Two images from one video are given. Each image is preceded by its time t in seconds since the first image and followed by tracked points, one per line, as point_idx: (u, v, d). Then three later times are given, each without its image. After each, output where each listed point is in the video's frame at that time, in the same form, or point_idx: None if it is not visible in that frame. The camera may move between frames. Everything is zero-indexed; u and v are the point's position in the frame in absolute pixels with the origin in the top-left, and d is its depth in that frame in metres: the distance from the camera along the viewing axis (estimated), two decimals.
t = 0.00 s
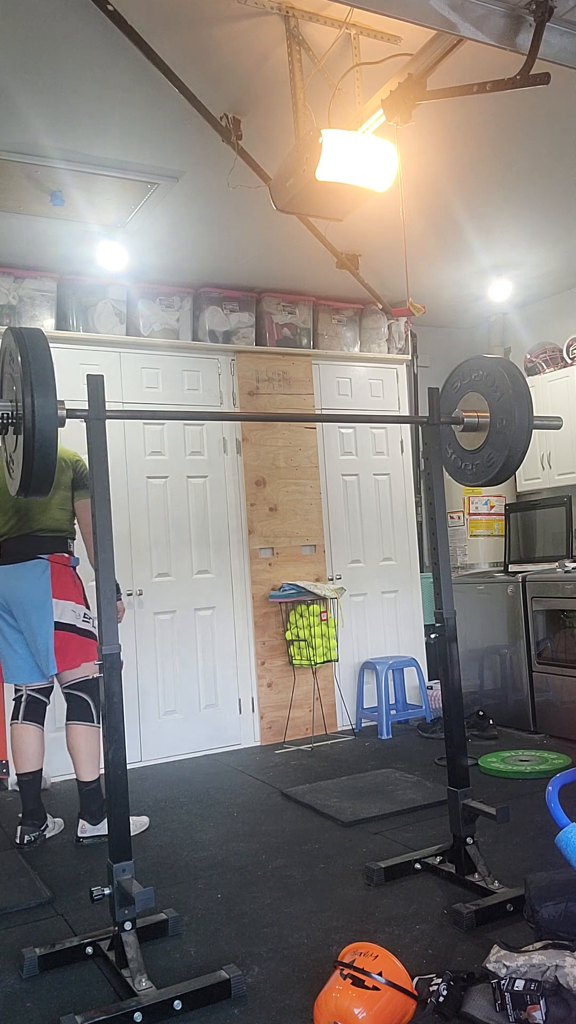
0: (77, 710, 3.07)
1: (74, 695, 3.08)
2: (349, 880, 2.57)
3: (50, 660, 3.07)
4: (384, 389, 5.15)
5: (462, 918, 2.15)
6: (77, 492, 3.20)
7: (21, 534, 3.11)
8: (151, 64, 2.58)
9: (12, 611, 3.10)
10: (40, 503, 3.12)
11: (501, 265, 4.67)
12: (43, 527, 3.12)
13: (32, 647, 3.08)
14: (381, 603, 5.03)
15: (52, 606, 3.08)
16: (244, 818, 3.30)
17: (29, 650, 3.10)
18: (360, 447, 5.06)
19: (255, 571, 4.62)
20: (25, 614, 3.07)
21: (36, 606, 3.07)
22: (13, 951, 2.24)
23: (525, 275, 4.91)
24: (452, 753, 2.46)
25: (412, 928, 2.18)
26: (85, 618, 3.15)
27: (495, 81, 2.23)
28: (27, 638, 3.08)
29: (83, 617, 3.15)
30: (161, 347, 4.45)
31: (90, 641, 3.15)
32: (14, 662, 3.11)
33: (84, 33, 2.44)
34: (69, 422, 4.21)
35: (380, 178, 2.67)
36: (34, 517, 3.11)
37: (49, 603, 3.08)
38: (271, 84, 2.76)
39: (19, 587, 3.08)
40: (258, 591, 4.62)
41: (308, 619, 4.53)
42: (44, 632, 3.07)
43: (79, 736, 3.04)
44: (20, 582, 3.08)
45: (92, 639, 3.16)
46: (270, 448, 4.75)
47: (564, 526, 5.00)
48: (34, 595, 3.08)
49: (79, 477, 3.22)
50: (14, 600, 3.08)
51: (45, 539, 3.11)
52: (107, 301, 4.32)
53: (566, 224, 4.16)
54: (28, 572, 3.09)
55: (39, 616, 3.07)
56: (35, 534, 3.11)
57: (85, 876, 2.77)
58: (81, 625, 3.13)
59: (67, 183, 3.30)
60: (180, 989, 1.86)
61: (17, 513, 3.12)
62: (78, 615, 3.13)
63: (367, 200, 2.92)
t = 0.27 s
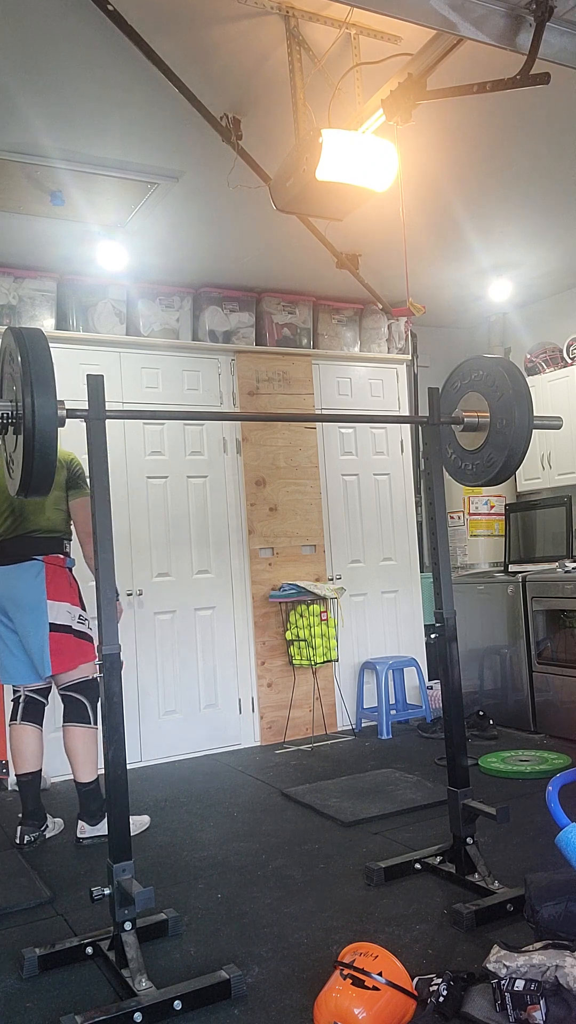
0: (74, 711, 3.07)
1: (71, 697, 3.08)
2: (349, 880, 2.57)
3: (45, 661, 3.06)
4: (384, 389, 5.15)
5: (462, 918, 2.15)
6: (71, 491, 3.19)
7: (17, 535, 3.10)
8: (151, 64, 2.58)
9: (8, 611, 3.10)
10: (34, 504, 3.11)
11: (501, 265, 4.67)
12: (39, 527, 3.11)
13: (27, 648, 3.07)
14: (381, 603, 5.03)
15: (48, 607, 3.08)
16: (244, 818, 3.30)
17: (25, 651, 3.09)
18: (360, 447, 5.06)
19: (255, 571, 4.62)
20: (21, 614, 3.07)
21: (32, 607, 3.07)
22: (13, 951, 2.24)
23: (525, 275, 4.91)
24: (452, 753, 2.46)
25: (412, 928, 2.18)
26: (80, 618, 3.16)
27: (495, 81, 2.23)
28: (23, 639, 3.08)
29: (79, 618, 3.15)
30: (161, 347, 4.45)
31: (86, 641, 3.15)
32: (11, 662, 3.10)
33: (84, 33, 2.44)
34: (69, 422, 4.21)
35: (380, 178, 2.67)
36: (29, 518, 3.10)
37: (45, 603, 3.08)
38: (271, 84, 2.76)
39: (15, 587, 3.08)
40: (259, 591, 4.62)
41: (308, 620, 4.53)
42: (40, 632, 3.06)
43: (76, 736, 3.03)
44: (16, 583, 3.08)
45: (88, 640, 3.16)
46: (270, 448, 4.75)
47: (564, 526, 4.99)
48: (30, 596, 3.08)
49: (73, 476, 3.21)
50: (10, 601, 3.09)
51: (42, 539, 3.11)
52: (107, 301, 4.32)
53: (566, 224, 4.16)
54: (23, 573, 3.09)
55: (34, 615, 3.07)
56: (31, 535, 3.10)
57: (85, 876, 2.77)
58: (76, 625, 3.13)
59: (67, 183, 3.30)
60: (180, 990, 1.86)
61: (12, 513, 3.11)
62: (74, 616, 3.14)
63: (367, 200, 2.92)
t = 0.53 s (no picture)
0: (76, 711, 3.07)
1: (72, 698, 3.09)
2: (349, 880, 2.57)
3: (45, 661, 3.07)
4: (384, 389, 5.15)
5: (462, 918, 2.15)
6: (70, 491, 3.19)
7: (16, 535, 3.11)
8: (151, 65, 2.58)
9: (6, 612, 3.11)
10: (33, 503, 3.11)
11: (501, 265, 4.68)
12: (37, 527, 3.11)
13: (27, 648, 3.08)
14: (380, 603, 5.03)
15: (46, 607, 3.10)
16: (244, 818, 3.30)
17: (25, 652, 3.10)
18: (360, 447, 5.06)
19: (255, 570, 4.63)
20: (19, 614, 3.08)
21: (30, 606, 3.08)
22: (13, 951, 2.24)
23: (525, 275, 4.91)
24: (452, 753, 2.47)
25: (412, 928, 2.19)
26: (79, 618, 3.18)
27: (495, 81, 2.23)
28: (23, 640, 3.08)
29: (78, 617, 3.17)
30: (161, 347, 4.46)
31: (85, 641, 3.16)
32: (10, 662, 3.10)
33: (84, 33, 2.44)
34: (69, 422, 4.22)
35: (380, 178, 2.67)
36: (28, 518, 3.11)
37: (44, 603, 3.10)
38: (271, 84, 2.76)
39: (13, 587, 3.09)
40: (258, 591, 4.63)
41: (308, 619, 4.53)
42: (38, 631, 3.07)
43: (76, 737, 3.03)
44: (14, 583, 3.09)
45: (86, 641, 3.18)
46: (270, 448, 4.75)
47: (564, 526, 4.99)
48: (30, 596, 3.09)
49: (73, 477, 3.20)
50: (8, 601, 3.10)
51: (41, 539, 3.11)
52: (107, 301, 4.32)
53: (566, 224, 4.17)
54: (22, 573, 3.10)
55: (33, 615, 3.08)
56: (30, 535, 3.10)
57: (85, 876, 2.77)
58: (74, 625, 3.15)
59: (67, 183, 3.31)
60: (180, 989, 1.87)
61: (11, 512, 3.11)
62: (74, 616, 3.16)
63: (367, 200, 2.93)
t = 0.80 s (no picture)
0: (78, 713, 3.06)
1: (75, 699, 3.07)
2: (349, 880, 2.57)
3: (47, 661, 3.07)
4: (384, 389, 5.15)
5: (462, 918, 2.15)
6: (73, 492, 3.16)
7: (19, 535, 3.13)
8: (151, 65, 2.58)
9: (10, 611, 3.12)
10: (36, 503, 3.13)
11: (501, 265, 4.67)
12: (40, 527, 3.13)
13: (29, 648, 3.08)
14: (381, 603, 5.03)
15: (48, 608, 3.08)
16: (244, 818, 3.30)
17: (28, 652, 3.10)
18: (360, 447, 5.06)
19: (255, 571, 4.63)
20: (22, 614, 3.09)
21: (32, 607, 3.08)
22: (13, 951, 2.24)
23: (525, 275, 4.91)
24: (452, 753, 2.47)
25: (412, 928, 2.18)
26: (81, 618, 3.15)
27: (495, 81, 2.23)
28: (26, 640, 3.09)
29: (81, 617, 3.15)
30: (160, 347, 4.45)
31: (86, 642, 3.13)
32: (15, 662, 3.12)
33: (84, 33, 2.44)
34: (69, 422, 4.22)
35: (381, 178, 2.67)
36: (30, 518, 3.13)
37: (45, 603, 3.09)
38: (272, 84, 2.76)
39: (17, 587, 3.10)
40: (258, 591, 4.62)
41: (308, 620, 4.53)
42: (40, 631, 3.07)
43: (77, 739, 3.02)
44: (18, 583, 3.10)
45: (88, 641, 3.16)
46: (270, 448, 4.75)
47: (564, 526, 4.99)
48: (32, 596, 3.09)
49: (76, 477, 3.18)
50: (12, 601, 3.11)
51: (44, 539, 3.13)
52: (107, 301, 4.32)
53: (566, 224, 4.16)
54: (25, 573, 3.10)
55: (35, 615, 3.07)
56: (33, 535, 3.13)
57: (85, 876, 2.77)
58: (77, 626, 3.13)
59: (67, 183, 3.30)
60: (180, 990, 1.87)
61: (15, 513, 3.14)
62: (75, 616, 3.13)
63: (367, 200, 2.93)
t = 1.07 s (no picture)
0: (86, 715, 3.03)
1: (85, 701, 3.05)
2: (349, 880, 2.57)
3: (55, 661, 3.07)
4: (384, 389, 5.15)
5: (462, 918, 2.15)
6: (80, 491, 3.10)
7: (32, 535, 3.14)
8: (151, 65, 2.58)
9: (24, 611, 3.15)
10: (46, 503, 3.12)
11: (501, 265, 4.67)
12: (50, 527, 3.13)
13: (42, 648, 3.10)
14: (381, 603, 5.03)
15: (59, 608, 3.10)
16: (245, 818, 3.30)
17: (40, 651, 3.11)
18: (360, 447, 5.06)
19: (255, 571, 4.63)
20: (35, 613, 3.12)
21: (45, 606, 3.10)
22: (13, 951, 2.24)
23: (525, 275, 4.91)
24: (452, 753, 2.47)
25: (412, 928, 2.18)
26: (93, 621, 3.15)
27: (495, 81, 2.23)
28: (38, 640, 3.10)
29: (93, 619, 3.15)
30: (160, 347, 4.45)
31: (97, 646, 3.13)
32: (26, 661, 3.13)
33: (84, 33, 2.44)
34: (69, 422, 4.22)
35: (380, 178, 2.67)
36: (43, 519, 3.13)
37: (57, 604, 3.10)
38: (272, 84, 2.76)
39: (32, 587, 3.14)
40: (258, 591, 4.62)
41: (308, 619, 4.53)
42: (51, 631, 3.08)
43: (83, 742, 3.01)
44: (31, 583, 3.13)
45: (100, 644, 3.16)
46: (269, 448, 4.75)
47: (564, 526, 4.99)
48: (44, 596, 3.11)
49: (84, 477, 3.09)
50: (26, 600, 3.14)
51: (54, 539, 3.13)
52: (107, 301, 4.32)
53: (566, 224, 4.16)
54: (39, 573, 3.13)
55: (46, 615, 3.09)
56: (45, 535, 3.13)
57: (85, 876, 2.77)
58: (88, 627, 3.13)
59: (67, 183, 3.30)
60: (180, 989, 1.87)
61: (27, 513, 3.15)
62: (86, 619, 3.13)
63: (366, 200, 2.93)
